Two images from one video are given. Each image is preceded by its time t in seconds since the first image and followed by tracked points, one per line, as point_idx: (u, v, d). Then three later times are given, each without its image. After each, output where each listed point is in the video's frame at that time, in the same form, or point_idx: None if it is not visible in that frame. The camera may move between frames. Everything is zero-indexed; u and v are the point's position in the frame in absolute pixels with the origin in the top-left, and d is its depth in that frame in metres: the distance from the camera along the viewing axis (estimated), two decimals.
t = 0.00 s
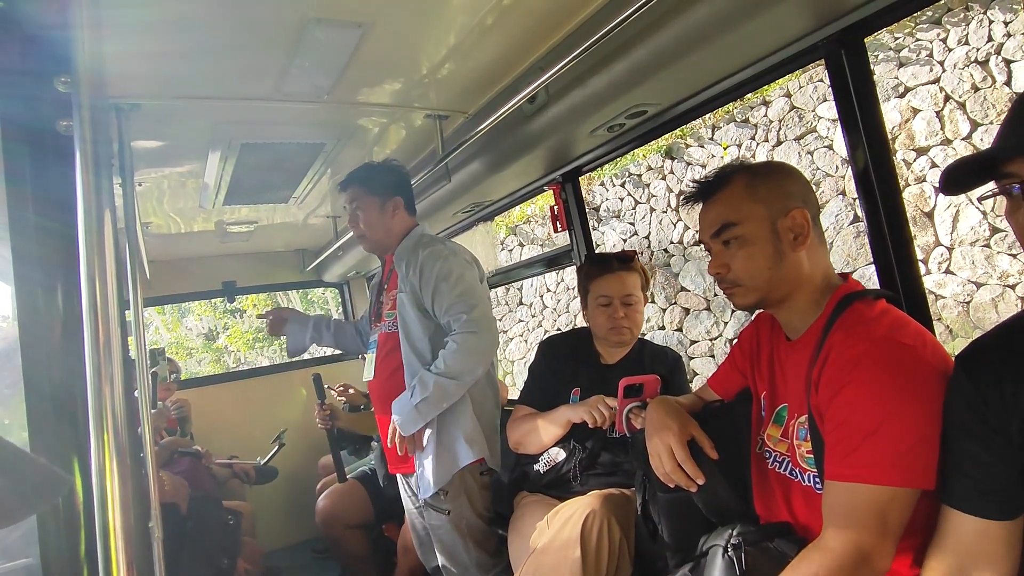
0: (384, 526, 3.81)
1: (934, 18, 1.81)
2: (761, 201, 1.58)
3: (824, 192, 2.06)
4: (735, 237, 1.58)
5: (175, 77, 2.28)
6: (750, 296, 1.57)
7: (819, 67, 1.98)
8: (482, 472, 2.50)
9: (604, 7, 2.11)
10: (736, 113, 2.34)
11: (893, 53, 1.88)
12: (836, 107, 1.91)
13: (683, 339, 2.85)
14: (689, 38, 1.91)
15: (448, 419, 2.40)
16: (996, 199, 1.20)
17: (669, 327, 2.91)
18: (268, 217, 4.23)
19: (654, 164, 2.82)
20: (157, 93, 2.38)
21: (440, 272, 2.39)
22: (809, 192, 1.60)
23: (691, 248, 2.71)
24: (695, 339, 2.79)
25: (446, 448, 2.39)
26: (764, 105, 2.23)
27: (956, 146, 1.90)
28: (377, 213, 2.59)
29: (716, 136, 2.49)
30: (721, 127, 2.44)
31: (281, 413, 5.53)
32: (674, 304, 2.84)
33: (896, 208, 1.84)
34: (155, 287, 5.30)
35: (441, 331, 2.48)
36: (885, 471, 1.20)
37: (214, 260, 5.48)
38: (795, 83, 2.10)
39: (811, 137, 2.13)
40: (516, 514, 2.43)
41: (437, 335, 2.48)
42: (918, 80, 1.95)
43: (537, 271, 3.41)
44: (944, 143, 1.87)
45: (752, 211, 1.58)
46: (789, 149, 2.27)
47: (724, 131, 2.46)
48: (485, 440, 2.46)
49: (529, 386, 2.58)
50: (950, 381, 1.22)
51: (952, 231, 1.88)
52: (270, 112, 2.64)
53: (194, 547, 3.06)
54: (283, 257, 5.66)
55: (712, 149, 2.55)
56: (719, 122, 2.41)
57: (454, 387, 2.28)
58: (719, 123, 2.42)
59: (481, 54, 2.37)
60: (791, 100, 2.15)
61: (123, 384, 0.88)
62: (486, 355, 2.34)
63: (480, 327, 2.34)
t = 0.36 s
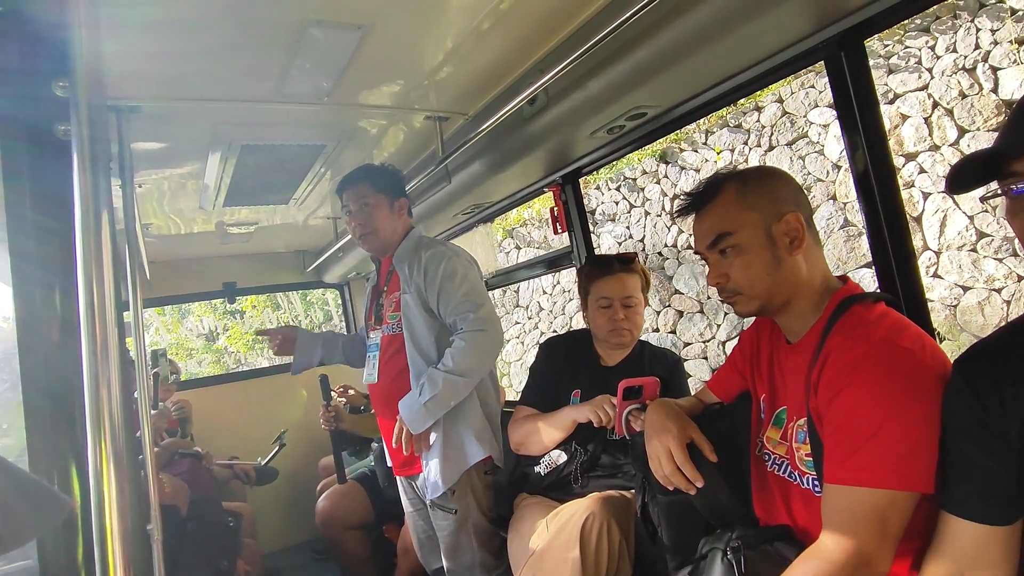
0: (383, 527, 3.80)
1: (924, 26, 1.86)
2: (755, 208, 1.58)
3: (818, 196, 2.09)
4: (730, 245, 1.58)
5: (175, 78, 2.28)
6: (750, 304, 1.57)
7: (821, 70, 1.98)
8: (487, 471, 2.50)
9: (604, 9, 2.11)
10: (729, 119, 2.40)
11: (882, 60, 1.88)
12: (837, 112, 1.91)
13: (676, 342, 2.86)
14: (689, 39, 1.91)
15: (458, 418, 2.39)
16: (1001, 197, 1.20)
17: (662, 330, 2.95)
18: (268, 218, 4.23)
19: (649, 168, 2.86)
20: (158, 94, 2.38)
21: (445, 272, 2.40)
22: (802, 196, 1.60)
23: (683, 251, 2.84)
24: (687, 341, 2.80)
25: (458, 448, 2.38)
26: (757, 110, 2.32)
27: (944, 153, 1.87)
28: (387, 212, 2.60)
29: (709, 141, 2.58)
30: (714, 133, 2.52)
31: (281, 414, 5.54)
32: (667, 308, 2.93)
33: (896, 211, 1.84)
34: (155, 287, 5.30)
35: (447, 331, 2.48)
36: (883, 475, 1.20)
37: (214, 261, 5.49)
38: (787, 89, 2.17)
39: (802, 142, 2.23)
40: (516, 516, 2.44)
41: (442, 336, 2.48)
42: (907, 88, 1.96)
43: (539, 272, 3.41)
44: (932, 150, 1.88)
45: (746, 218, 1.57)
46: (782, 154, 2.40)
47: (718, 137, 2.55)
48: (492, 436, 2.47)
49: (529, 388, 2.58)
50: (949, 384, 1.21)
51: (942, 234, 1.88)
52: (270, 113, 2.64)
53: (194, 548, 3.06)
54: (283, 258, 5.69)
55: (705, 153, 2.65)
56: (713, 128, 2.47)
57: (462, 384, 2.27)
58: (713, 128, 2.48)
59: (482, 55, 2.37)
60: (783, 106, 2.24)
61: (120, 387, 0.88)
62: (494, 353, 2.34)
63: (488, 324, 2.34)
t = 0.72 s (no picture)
0: (387, 525, 3.76)
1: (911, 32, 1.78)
2: (757, 208, 1.58)
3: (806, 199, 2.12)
4: (732, 244, 1.58)
5: (181, 76, 2.28)
6: (752, 303, 1.57)
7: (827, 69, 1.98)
8: (493, 468, 2.51)
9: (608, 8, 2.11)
10: (722, 123, 2.40)
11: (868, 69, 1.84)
12: (842, 106, 1.92)
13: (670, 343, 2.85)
14: (694, 37, 1.91)
15: (471, 414, 2.42)
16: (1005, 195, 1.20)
17: (656, 331, 2.94)
18: (270, 217, 4.24)
19: (644, 171, 2.85)
20: (163, 92, 2.38)
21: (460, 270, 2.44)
22: (802, 195, 1.60)
23: (677, 253, 2.78)
24: (681, 342, 2.79)
25: (472, 443, 2.40)
26: (749, 115, 2.30)
27: (931, 158, 1.78)
28: (399, 208, 2.61)
29: (702, 145, 2.51)
30: (708, 137, 2.47)
31: (283, 413, 5.54)
32: (662, 308, 2.89)
33: (901, 206, 1.84)
34: (158, 287, 5.31)
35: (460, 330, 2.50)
36: (889, 474, 1.20)
37: (216, 260, 5.50)
38: (779, 94, 2.17)
39: (794, 146, 2.16)
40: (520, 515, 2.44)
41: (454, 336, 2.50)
42: (892, 95, 1.82)
43: (541, 272, 3.42)
44: (919, 156, 1.80)
45: (748, 218, 1.57)
46: (772, 159, 2.28)
47: (711, 141, 2.47)
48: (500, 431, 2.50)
49: (533, 386, 2.59)
50: (955, 384, 1.21)
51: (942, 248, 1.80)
52: (274, 111, 2.64)
53: (198, 546, 3.06)
54: (284, 258, 5.75)
55: (699, 158, 2.56)
56: (707, 131, 2.45)
57: (479, 380, 2.31)
58: (706, 132, 2.47)
59: (487, 53, 2.37)
60: (775, 111, 2.21)
61: (133, 385, 0.89)
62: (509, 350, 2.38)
63: (504, 322, 2.38)
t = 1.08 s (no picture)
0: (386, 524, 3.75)
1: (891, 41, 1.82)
2: (771, 198, 1.57)
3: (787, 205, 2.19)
4: (740, 232, 1.58)
5: (179, 75, 2.27)
6: (753, 294, 1.56)
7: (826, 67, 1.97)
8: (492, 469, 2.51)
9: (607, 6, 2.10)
10: (710, 128, 2.43)
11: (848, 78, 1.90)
12: (841, 102, 1.90)
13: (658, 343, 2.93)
14: (693, 36, 1.90)
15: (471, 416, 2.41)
16: (1004, 195, 1.20)
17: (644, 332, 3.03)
18: (270, 216, 4.24)
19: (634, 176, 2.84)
20: (161, 91, 2.38)
21: (463, 270, 2.45)
22: (816, 191, 1.59)
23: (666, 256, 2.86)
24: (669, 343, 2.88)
25: (472, 444, 2.39)
26: (735, 121, 2.34)
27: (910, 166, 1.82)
28: (399, 207, 2.60)
29: (690, 151, 2.55)
30: (696, 142, 2.52)
31: (284, 412, 5.55)
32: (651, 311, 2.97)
33: (902, 204, 1.82)
34: (158, 286, 5.31)
35: (462, 331, 2.52)
36: (888, 474, 1.19)
37: (217, 259, 5.50)
38: (766, 102, 2.23)
39: (780, 152, 2.28)
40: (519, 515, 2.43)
41: (455, 336, 2.51)
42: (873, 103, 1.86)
43: (539, 271, 3.40)
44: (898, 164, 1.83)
45: (759, 208, 1.57)
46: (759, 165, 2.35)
47: (699, 146, 2.51)
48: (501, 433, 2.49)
49: (532, 386, 2.58)
50: (957, 383, 1.20)
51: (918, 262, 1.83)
52: (273, 110, 2.64)
53: (197, 545, 3.06)
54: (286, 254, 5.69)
55: (687, 163, 2.59)
56: (695, 136, 2.50)
57: (481, 383, 2.30)
58: (694, 138, 2.50)
59: (486, 51, 2.36)
60: (761, 118, 2.27)
61: (125, 382, 0.88)
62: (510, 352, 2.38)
63: (505, 324, 2.39)
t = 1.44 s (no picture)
0: (387, 525, 3.76)
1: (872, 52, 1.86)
2: (790, 190, 1.58)
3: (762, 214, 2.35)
4: (755, 219, 1.59)
5: (182, 77, 2.28)
6: (758, 281, 1.57)
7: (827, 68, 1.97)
8: (489, 475, 2.48)
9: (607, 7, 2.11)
10: (698, 137, 2.58)
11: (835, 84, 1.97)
12: (841, 101, 1.91)
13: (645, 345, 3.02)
14: (694, 37, 1.91)
15: (460, 423, 2.37)
16: (1012, 194, 1.20)
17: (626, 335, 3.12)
18: (272, 216, 4.24)
19: (625, 181, 2.99)
20: (164, 92, 2.38)
21: (454, 271, 2.39)
22: (834, 188, 1.59)
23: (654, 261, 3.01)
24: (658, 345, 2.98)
25: (460, 452, 2.36)
26: (723, 129, 2.50)
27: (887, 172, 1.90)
28: (374, 213, 2.59)
29: (679, 157, 2.74)
30: (684, 149, 2.69)
31: (285, 413, 5.55)
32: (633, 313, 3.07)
33: (901, 206, 1.83)
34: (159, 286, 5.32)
35: (451, 334, 2.48)
36: (890, 470, 1.20)
37: (218, 259, 5.51)
38: (751, 110, 2.36)
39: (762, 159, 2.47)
40: (520, 515, 2.43)
41: (447, 338, 2.48)
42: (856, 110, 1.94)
43: (543, 271, 3.42)
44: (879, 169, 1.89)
45: (777, 198, 1.58)
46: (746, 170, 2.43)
47: (687, 153, 2.72)
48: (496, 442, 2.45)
49: (534, 387, 2.58)
50: (960, 382, 1.21)
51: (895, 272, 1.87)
52: (275, 111, 2.65)
53: (198, 546, 3.06)
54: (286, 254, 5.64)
55: (676, 168, 2.82)
56: (684, 145, 2.65)
57: (462, 391, 2.25)
58: (683, 145, 2.66)
59: (488, 52, 2.36)
60: (747, 125, 2.43)
61: (134, 385, 0.89)
62: (497, 357, 2.32)
63: (492, 329, 2.32)
